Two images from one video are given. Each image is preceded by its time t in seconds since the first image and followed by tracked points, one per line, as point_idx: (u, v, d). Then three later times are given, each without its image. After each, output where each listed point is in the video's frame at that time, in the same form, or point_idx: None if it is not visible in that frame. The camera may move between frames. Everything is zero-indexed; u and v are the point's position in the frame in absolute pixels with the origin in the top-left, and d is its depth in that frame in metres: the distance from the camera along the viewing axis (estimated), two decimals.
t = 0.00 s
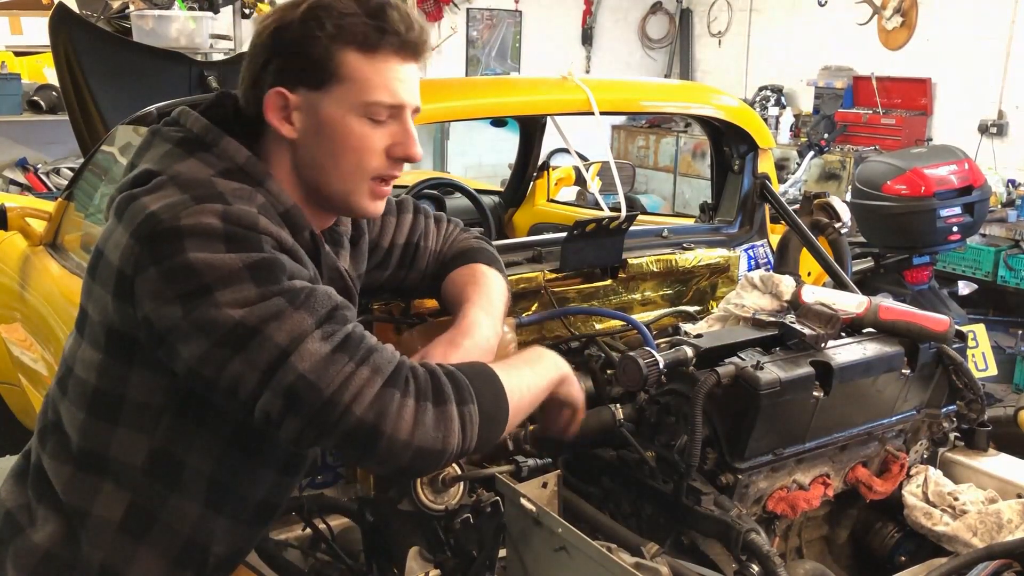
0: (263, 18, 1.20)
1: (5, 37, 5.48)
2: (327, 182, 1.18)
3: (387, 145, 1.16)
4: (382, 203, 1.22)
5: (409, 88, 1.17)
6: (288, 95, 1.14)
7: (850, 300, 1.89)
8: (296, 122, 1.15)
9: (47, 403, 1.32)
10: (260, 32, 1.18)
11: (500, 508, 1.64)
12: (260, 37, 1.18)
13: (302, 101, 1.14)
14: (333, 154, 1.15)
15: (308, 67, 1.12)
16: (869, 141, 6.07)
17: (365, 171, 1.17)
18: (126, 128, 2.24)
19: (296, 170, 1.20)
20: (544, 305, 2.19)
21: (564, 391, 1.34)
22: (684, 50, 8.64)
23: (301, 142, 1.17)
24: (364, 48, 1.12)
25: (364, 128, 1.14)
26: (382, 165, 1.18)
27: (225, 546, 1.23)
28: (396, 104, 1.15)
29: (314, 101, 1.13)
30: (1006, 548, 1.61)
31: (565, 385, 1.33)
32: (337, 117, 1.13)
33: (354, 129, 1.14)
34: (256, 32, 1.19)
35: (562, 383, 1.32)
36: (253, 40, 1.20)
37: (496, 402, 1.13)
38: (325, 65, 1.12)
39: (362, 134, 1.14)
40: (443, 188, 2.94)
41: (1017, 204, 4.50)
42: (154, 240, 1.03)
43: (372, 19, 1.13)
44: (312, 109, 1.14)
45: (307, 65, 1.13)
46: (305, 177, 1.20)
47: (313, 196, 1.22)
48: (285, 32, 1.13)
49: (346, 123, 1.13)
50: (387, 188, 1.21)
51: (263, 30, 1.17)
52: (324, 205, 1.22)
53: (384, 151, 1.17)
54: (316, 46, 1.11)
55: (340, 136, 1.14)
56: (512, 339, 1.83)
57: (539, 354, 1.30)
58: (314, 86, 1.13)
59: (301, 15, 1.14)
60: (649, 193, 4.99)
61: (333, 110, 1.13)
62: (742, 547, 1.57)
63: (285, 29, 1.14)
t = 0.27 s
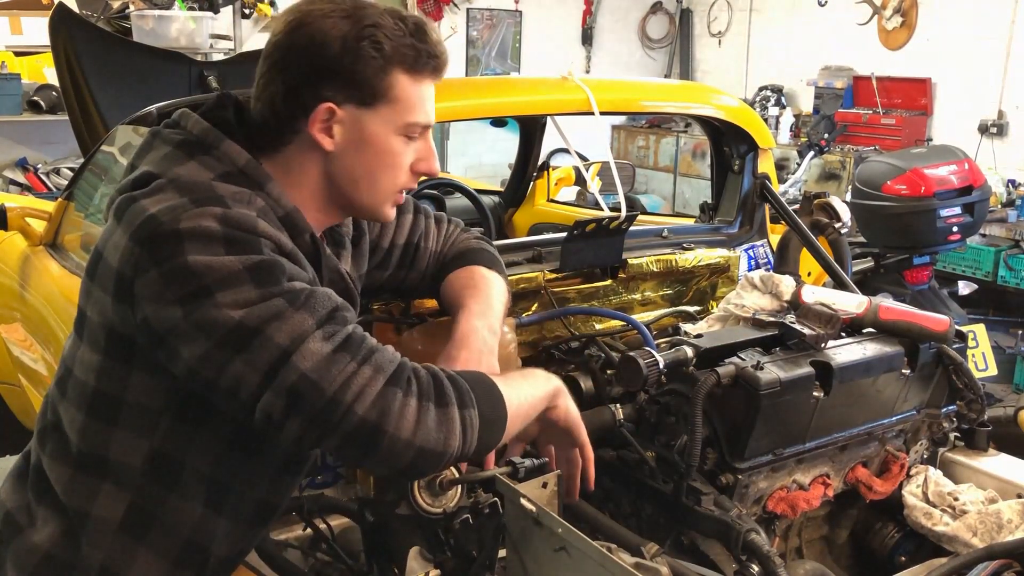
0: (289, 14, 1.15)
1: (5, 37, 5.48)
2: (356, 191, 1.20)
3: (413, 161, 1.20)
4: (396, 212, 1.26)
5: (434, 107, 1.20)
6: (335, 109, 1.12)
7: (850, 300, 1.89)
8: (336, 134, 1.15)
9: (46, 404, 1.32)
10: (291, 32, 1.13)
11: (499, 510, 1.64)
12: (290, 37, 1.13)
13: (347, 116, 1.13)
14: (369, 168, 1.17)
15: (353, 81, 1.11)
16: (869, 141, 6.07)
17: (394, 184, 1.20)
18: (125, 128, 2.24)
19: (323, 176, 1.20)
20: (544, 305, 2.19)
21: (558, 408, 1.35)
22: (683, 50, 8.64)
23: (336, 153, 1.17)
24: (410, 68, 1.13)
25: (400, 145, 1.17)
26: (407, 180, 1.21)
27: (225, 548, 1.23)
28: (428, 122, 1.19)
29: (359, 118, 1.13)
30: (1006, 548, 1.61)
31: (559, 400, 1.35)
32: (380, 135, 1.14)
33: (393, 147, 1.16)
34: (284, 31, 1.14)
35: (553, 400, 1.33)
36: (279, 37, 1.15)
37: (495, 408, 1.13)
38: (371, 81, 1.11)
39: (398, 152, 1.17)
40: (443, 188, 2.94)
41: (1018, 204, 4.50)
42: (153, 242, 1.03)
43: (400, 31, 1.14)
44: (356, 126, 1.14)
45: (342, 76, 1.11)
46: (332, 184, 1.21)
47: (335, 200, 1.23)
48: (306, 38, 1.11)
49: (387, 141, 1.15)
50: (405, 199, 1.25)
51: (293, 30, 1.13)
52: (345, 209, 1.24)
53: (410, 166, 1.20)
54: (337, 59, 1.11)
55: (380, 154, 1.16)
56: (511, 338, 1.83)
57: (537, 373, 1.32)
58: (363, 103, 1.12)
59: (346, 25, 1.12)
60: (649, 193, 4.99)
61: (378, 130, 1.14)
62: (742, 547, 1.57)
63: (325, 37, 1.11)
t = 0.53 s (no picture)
0: (306, 18, 1.15)
1: (5, 37, 5.48)
2: (367, 195, 1.20)
3: (420, 166, 1.22)
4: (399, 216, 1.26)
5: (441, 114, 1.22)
6: (359, 112, 1.13)
7: (850, 300, 1.89)
8: (354, 138, 1.16)
9: (47, 404, 1.32)
10: (310, 37, 1.13)
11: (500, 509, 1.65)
12: (309, 42, 1.13)
13: (366, 119, 1.14)
14: (383, 172, 1.18)
15: (374, 85, 1.12)
16: (869, 141, 6.07)
17: (404, 188, 1.21)
18: (125, 128, 2.25)
19: (335, 180, 1.20)
20: (544, 306, 2.19)
21: (563, 403, 1.34)
22: (683, 50, 8.64)
23: (351, 155, 1.17)
24: (426, 75, 1.15)
25: (413, 149, 1.18)
26: (414, 184, 1.22)
27: (226, 547, 1.23)
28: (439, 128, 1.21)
29: (377, 121, 1.14)
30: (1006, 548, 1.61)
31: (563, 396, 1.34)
32: (396, 139, 1.16)
33: (408, 150, 1.17)
34: (301, 35, 1.14)
35: (557, 395, 1.33)
36: (296, 41, 1.15)
37: (497, 405, 1.13)
38: (391, 86, 1.13)
39: (411, 155, 1.18)
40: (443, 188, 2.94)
41: (1018, 204, 4.50)
42: (154, 242, 1.03)
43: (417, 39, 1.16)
44: (374, 129, 1.15)
45: (363, 81, 1.12)
46: (343, 187, 1.21)
47: (344, 203, 1.23)
48: (327, 43, 1.12)
49: (402, 145, 1.16)
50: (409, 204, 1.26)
51: (313, 35, 1.13)
52: (353, 212, 1.24)
53: (417, 171, 1.22)
54: (357, 63, 1.12)
55: (395, 158, 1.17)
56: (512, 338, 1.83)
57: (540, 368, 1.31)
58: (382, 107, 1.13)
59: (366, 32, 1.13)
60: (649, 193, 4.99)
61: (395, 134, 1.16)
62: (742, 547, 1.57)
63: (346, 43, 1.12)
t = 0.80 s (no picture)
0: (315, 22, 1.14)
1: (5, 37, 5.48)
2: (370, 200, 1.20)
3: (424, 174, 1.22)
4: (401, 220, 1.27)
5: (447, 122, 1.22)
6: (365, 120, 1.13)
7: (850, 300, 1.89)
8: (359, 144, 1.15)
9: (46, 403, 1.32)
10: (319, 42, 1.12)
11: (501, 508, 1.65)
12: (317, 47, 1.12)
13: (372, 127, 1.14)
14: (386, 178, 1.18)
15: (380, 93, 1.12)
16: (869, 141, 6.07)
17: (407, 194, 1.21)
18: (125, 128, 2.24)
19: (339, 185, 1.20)
20: (543, 305, 2.20)
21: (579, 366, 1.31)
22: (683, 50, 8.64)
23: (354, 161, 1.17)
24: (433, 82, 1.15)
25: (417, 156, 1.18)
26: (417, 191, 1.23)
27: (226, 547, 1.23)
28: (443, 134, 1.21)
29: (383, 129, 1.14)
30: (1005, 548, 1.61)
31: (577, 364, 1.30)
32: (400, 147, 1.16)
33: (411, 158, 1.17)
34: (310, 39, 1.13)
35: (569, 368, 1.29)
36: (304, 46, 1.14)
37: (496, 395, 1.12)
38: (398, 95, 1.12)
39: (415, 162, 1.18)
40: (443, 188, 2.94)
41: (1018, 204, 4.50)
42: (154, 242, 1.02)
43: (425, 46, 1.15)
44: (379, 136, 1.15)
45: (370, 88, 1.12)
46: (346, 193, 1.21)
47: (347, 208, 1.24)
48: (335, 49, 1.11)
49: (406, 152, 1.16)
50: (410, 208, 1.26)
51: (321, 40, 1.12)
52: (356, 216, 1.25)
53: (421, 179, 1.22)
54: (363, 71, 1.11)
55: (398, 165, 1.17)
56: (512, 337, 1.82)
57: (546, 344, 1.27)
58: (388, 114, 1.13)
59: (375, 38, 1.12)
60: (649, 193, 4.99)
61: (399, 142, 1.15)
62: (742, 547, 1.56)
63: (355, 49, 1.11)
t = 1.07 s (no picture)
0: (339, 42, 1.12)
1: (5, 37, 5.48)
2: (382, 221, 1.21)
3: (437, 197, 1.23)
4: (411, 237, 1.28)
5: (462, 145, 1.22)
6: (384, 149, 1.13)
7: (850, 300, 1.89)
8: (376, 169, 1.16)
9: (48, 404, 1.32)
10: (344, 65, 1.11)
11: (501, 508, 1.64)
12: (342, 71, 1.11)
13: (390, 154, 1.14)
14: (400, 203, 1.19)
15: (403, 123, 1.12)
16: (869, 141, 6.07)
17: (420, 216, 1.23)
18: (126, 127, 2.24)
19: (352, 205, 1.21)
20: (544, 305, 2.20)
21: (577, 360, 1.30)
22: (683, 50, 8.64)
23: (370, 186, 1.18)
24: (453, 111, 1.16)
25: (432, 182, 1.19)
26: (429, 212, 1.24)
27: (226, 548, 1.23)
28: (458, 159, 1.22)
29: (402, 157, 1.15)
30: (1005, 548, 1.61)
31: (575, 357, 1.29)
32: (416, 174, 1.17)
33: (427, 184, 1.19)
34: (334, 60, 1.12)
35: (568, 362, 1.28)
36: (327, 65, 1.12)
37: (498, 398, 1.12)
38: (419, 126, 1.13)
39: (429, 188, 1.19)
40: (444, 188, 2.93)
41: (1017, 204, 4.50)
42: (159, 243, 1.03)
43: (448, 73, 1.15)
44: (396, 163, 1.15)
45: (392, 118, 1.11)
46: (359, 212, 1.22)
47: (358, 224, 1.25)
48: (361, 75, 1.10)
49: (422, 180, 1.18)
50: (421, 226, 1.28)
51: (346, 63, 1.11)
52: (366, 232, 1.26)
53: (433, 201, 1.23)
54: (386, 101, 1.11)
55: (413, 191, 1.18)
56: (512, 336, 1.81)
57: (545, 340, 1.26)
58: (408, 143, 1.14)
59: (401, 66, 1.11)
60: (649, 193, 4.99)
61: (416, 170, 1.16)
62: (742, 547, 1.56)
63: (381, 78, 1.10)
